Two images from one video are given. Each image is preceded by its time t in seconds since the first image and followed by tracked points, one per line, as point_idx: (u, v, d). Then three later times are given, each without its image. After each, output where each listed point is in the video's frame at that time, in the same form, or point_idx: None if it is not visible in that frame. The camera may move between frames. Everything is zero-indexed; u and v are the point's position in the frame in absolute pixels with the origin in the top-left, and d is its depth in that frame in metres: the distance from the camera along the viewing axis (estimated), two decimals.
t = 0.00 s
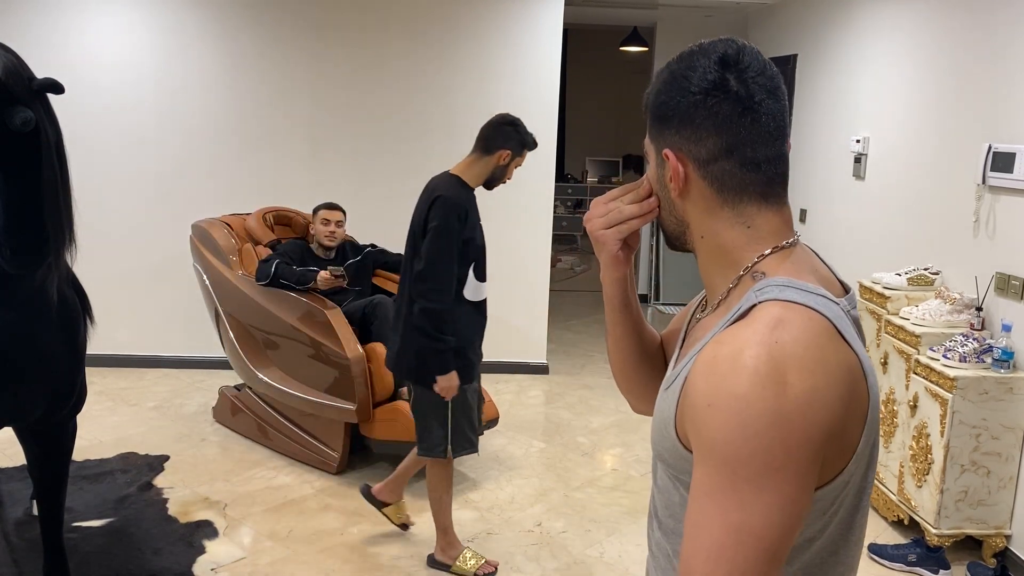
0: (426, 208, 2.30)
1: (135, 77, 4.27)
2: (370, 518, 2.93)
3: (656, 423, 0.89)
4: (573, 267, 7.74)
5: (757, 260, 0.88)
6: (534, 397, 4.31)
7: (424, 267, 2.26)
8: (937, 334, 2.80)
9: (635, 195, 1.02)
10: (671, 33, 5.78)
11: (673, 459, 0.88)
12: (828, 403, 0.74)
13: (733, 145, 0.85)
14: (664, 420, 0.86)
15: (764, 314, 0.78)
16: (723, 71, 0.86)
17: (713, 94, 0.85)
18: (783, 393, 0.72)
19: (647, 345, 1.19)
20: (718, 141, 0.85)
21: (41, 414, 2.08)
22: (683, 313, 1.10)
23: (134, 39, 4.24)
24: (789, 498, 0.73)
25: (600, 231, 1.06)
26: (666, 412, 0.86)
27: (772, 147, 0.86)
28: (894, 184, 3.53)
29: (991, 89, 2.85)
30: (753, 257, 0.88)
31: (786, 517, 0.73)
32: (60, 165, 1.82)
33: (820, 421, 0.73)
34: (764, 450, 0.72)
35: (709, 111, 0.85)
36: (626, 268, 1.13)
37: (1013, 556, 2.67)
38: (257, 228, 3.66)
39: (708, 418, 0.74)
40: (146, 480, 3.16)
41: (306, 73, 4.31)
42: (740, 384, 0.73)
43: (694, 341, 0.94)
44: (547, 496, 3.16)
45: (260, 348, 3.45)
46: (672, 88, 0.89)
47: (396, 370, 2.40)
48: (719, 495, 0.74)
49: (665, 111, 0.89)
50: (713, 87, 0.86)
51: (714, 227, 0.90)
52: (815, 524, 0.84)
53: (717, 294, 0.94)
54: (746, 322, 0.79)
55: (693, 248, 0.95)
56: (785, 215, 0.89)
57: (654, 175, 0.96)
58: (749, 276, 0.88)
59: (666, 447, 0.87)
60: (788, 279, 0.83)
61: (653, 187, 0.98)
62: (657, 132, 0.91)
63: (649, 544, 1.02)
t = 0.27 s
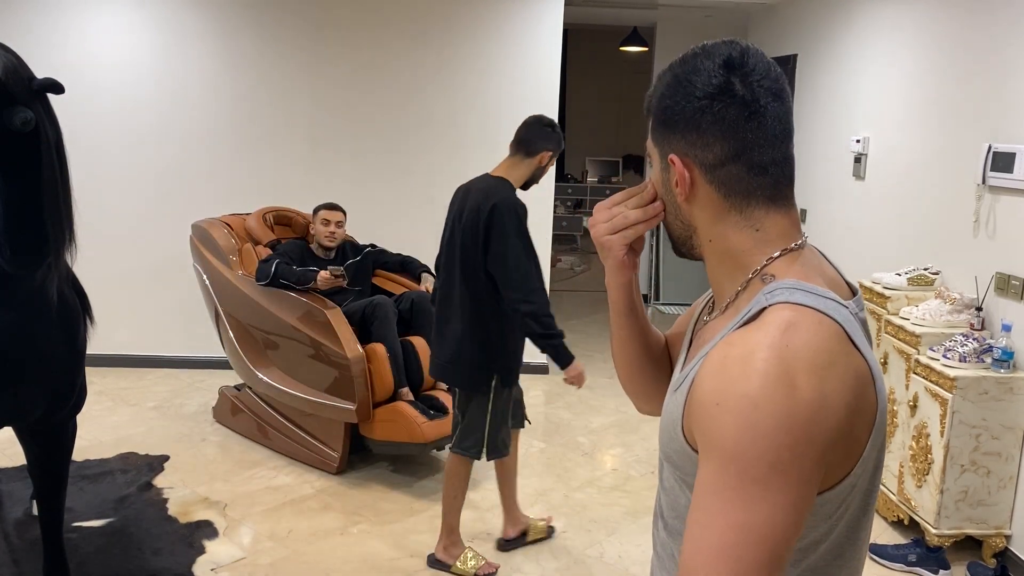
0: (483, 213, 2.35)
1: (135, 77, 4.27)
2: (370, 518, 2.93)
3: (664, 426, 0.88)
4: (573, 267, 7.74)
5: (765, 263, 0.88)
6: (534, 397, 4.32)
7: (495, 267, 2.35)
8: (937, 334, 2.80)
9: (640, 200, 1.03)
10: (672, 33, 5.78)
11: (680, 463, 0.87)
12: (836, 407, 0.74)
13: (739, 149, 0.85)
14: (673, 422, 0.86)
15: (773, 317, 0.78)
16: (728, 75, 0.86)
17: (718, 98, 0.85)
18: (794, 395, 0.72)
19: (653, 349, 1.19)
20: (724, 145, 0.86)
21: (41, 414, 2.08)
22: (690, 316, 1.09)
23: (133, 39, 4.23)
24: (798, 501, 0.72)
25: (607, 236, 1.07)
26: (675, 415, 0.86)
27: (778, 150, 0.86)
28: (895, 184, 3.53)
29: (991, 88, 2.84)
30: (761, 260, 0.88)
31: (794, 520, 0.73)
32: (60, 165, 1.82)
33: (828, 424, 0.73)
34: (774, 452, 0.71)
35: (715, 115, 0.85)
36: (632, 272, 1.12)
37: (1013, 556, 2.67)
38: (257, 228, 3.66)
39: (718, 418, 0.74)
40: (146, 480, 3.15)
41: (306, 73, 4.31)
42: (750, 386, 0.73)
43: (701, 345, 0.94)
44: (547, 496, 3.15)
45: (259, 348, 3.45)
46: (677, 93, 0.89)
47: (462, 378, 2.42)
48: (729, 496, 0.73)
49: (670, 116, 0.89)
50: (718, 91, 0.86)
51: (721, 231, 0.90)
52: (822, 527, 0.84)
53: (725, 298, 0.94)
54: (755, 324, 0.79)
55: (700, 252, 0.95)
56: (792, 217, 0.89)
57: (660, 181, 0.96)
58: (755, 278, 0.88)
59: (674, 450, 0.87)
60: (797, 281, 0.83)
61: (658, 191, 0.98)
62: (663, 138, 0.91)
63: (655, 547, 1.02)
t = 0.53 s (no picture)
0: (534, 209, 2.39)
1: (135, 77, 4.27)
2: (370, 518, 2.93)
3: (669, 426, 0.88)
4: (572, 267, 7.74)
5: (768, 262, 0.88)
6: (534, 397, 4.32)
7: (545, 260, 2.40)
8: (937, 334, 2.80)
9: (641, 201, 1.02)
10: (671, 33, 5.78)
11: (687, 462, 0.87)
12: (845, 402, 0.74)
13: (740, 149, 0.85)
14: (680, 422, 0.86)
15: (781, 312, 0.79)
16: (727, 75, 0.86)
17: (720, 98, 0.86)
18: (804, 390, 0.72)
19: (654, 349, 1.19)
20: (725, 146, 0.86)
21: (41, 415, 2.08)
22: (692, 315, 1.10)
23: (133, 39, 4.23)
24: (810, 496, 0.72)
25: (608, 239, 1.06)
26: (681, 414, 0.85)
27: (778, 148, 0.86)
28: (895, 184, 3.53)
29: (991, 88, 2.85)
30: (764, 259, 0.88)
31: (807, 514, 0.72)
32: (59, 165, 1.82)
33: (839, 418, 0.73)
34: (787, 446, 0.71)
35: (716, 115, 0.85)
36: (634, 274, 1.11)
37: (1013, 556, 2.67)
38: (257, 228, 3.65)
39: (729, 415, 0.74)
40: (146, 480, 3.15)
41: (306, 73, 4.31)
42: (760, 380, 0.73)
43: (706, 345, 0.94)
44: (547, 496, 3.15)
45: (260, 348, 3.45)
46: (678, 94, 0.89)
47: (508, 370, 2.46)
48: (743, 492, 0.73)
49: (672, 117, 0.89)
50: (718, 92, 0.86)
51: (723, 230, 0.90)
52: (828, 523, 0.84)
53: (729, 297, 0.94)
54: (761, 321, 0.79)
55: (702, 252, 0.95)
56: (793, 216, 0.89)
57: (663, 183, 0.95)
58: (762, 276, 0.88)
59: (680, 449, 0.87)
60: (801, 279, 0.83)
61: (660, 192, 0.98)
62: (666, 141, 0.90)
63: (659, 546, 1.02)
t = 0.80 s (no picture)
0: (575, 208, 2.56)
1: (135, 77, 4.27)
2: (370, 518, 2.93)
3: (673, 427, 0.89)
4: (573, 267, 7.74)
5: (763, 259, 0.88)
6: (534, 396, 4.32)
7: (590, 254, 2.55)
8: (937, 334, 2.80)
9: (636, 205, 1.03)
10: (671, 33, 5.78)
11: (694, 462, 0.87)
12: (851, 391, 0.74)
13: (731, 149, 0.85)
14: (684, 423, 0.86)
15: (778, 307, 0.79)
16: (717, 76, 0.86)
17: (709, 100, 0.86)
18: (810, 383, 0.72)
19: (651, 355, 1.19)
20: (716, 146, 0.86)
21: (41, 415, 2.08)
22: (689, 318, 1.09)
23: (133, 39, 4.23)
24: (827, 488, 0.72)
25: (605, 243, 1.06)
26: (686, 416, 0.85)
27: (769, 148, 0.86)
28: (895, 184, 3.53)
29: (991, 88, 2.85)
30: (759, 257, 0.88)
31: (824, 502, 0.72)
32: (59, 165, 1.82)
33: (845, 405, 0.73)
34: (794, 440, 0.71)
35: (707, 116, 0.86)
36: (632, 279, 1.11)
37: (1013, 556, 2.67)
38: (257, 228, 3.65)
39: (740, 413, 0.74)
40: (146, 480, 3.15)
41: (306, 73, 4.31)
42: (764, 376, 0.73)
43: (706, 345, 0.94)
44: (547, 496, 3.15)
45: (260, 348, 3.45)
46: (667, 98, 0.89)
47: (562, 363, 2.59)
48: (757, 490, 0.73)
49: (662, 121, 0.89)
50: (708, 93, 0.86)
51: (716, 230, 0.90)
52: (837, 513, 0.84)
53: (726, 298, 0.93)
54: (762, 316, 0.79)
55: (696, 253, 0.95)
56: (786, 215, 0.89)
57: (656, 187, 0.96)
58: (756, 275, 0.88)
59: (684, 449, 0.87)
60: (798, 276, 0.83)
61: (654, 194, 0.98)
62: (657, 145, 0.91)
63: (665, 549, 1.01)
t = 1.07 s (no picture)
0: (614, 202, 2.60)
1: (135, 77, 4.27)
2: (370, 518, 2.93)
3: (656, 407, 0.92)
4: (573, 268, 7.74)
5: (751, 249, 0.90)
6: (534, 396, 4.32)
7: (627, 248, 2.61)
8: (937, 334, 2.80)
9: (632, 198, 1.03)
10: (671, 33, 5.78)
11: (677, 442, 0.90)
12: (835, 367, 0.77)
13: (722, 143, 0.88)
14: (668, 403, 0.89)
15: (766, 292, 0.82)
16: (708, 76, 0.90)
17: (700, 99, 0.89)
18: (793, 359, 0.76)
19: (645, 352, 1.19)
20: (708, 141, 0.88)
21: (41, 415, 2.08)
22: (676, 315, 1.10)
23: (133, 39, 4.23)
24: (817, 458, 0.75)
25: (601, 236, 1.06)
26: (671, 396, 0.89)
27: (758, 145, 0.90)
28: (894, 184, 3.53)
29: (991, 89, 2.85)
30: (747, 248, 0.90)
31: (813, 482, 0.75)
32: (59, 165, 1.82)
33: (832, 389, 0.76)
34: (777, 421, 0.75)
35: (699, 112, 0.89)
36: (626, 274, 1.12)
37: (1013, 556, 2.67)
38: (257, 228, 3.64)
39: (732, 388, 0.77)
40: (146, 480, 3.15)
41: (306, 73, 4.31)
42: (751, 356, 0.77)
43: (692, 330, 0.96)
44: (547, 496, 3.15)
45: (259, 348, 3.45)
46: (660, 97, 0.92)
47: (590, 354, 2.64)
48: (745, 463, 0.77)
49: (655, 118, 0.92)
50: (700, 91, 0.89)
51: (708, 222, 0.92)
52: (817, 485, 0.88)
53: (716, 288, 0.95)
54: (747, 298, 0.83)
55: (687, 246, 0.97)
56: (773, 209, 0.92)
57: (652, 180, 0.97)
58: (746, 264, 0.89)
59: (666, 428, 0.91)
60: (784, 264, 0.85)
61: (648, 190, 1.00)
62: (651, 140, 0.93)
63: (646, 530, 1.04)
